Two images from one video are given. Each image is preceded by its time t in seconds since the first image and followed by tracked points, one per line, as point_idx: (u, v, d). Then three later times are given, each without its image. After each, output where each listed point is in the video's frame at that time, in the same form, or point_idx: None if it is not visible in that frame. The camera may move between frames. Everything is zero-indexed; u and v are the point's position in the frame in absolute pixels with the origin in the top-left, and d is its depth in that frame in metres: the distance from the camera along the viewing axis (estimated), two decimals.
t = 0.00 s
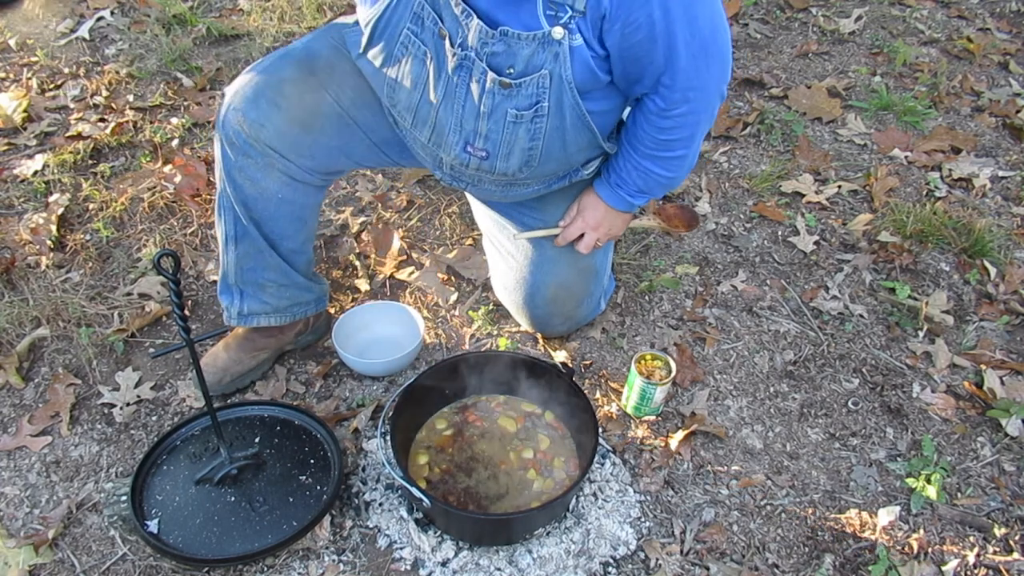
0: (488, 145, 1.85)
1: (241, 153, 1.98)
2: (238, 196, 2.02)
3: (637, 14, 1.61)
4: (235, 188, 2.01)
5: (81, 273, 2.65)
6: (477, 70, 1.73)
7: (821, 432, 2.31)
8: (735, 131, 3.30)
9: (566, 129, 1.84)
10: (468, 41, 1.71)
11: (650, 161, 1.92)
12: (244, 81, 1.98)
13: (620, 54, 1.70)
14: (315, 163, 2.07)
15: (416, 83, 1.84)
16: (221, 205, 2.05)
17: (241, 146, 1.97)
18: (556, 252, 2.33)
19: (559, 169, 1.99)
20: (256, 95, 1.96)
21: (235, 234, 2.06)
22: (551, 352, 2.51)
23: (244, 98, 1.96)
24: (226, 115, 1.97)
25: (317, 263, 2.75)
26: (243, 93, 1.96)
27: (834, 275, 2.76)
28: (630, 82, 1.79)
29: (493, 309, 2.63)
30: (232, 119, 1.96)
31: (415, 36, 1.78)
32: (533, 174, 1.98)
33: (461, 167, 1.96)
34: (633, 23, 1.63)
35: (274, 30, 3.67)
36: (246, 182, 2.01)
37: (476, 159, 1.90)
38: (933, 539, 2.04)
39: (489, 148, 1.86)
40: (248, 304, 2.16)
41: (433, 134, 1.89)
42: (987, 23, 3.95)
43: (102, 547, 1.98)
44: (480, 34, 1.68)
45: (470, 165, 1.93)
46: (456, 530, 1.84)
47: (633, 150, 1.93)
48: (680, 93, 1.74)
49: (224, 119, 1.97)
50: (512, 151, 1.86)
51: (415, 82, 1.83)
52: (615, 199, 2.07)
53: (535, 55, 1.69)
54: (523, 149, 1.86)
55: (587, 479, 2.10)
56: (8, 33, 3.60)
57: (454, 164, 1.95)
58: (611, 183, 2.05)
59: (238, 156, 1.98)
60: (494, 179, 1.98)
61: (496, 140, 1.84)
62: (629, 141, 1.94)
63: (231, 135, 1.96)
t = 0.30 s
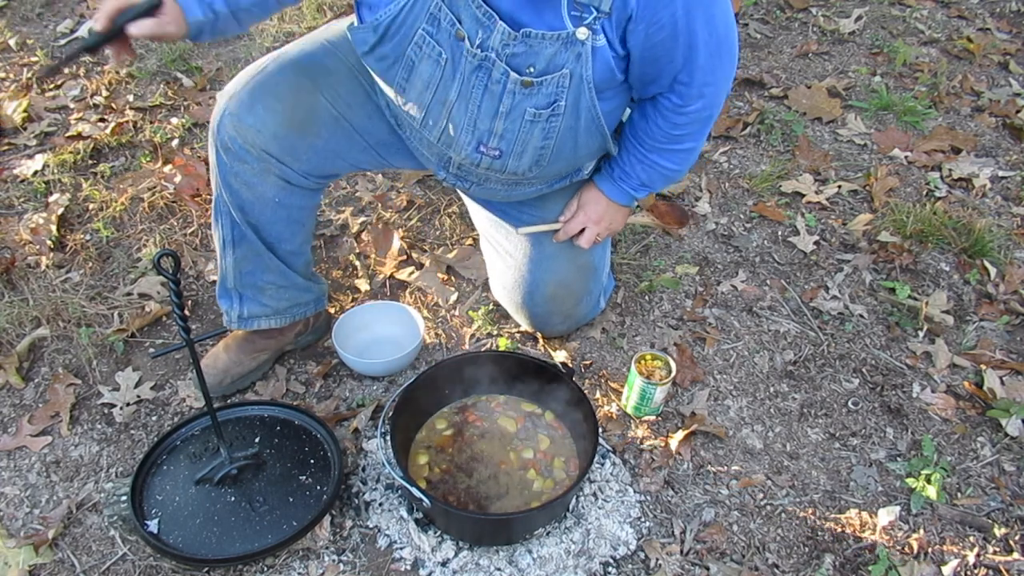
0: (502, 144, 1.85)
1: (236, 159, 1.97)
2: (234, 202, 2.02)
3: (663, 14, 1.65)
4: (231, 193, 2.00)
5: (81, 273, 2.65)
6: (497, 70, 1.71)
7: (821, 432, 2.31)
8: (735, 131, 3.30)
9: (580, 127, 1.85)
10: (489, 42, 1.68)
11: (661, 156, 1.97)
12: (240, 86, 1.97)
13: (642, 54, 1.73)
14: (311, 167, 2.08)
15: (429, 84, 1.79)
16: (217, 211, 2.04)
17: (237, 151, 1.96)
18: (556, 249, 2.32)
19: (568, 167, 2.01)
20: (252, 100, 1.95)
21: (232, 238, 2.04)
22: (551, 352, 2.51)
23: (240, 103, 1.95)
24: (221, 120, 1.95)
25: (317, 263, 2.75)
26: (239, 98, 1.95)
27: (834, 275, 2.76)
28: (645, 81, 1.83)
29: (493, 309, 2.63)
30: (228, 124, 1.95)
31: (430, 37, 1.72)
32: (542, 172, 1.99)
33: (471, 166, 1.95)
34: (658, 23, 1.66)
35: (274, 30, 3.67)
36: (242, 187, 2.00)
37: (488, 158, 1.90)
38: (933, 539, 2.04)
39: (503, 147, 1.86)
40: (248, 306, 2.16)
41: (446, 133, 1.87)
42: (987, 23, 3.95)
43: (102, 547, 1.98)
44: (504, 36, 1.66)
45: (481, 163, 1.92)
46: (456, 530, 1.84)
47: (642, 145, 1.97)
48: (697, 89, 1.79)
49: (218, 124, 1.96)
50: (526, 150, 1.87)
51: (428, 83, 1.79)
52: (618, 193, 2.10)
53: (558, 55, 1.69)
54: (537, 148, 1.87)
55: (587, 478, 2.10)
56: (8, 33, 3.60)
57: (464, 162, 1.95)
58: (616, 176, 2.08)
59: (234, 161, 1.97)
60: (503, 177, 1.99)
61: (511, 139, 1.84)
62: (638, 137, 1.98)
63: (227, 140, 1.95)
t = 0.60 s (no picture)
0: (515, 140, 1.84)
1: (239, 171, 1.94)
2: (239, 212, 1.99)
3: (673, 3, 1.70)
4: (235, 205, 1.97)
5: (81, 273, 2.65)
6: (512, 68, 1.68)
7: (821, 432, 2.31)
8: (735, 131, 3.30)
9: (589, 119, 1.85)
10: (505, 42, 1.65)
11: (663, 145, 2.04)
12: (239, 96, 1.93)
13: (651, 44, 1.78)
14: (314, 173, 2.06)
15: (439, 85, 1.74)
16: (219, 222, 2.01)
17: (240, 163, 1.93)
18: (554, 247, 2.33)
19: (576, 161, 2.02)
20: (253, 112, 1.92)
21: (237, 246, 2.03)
22: (551, 352, 2.51)
23: (241, 115, 1.91)
24: (222, 133, 1.91)
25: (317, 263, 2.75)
26: (238, 109, 1.91)
27: (834, 275, 2.76)
28: (649, 71, 1.88)
29: (493, 309, 2.63)
30: (229, 137, 1.91)
31: (441, 39, 1.67)
32: (551, 167, 1.99)
33: (481, 164, 1.94)
34: (668, 11, 1.71)
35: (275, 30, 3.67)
36: (246, 198, 1.98)
37: (500, 156, 1.89)
38: (933, 540, 2.04)
39: (516, 143, 1.85)
40: (257, 311, 2.15)
41: (456, 134, 1.84)
42: (987, 23, 3.95)
43: (102, 547, 1.98)
44: (522, 34, 1.64)
45: (492, 161, 1.91)
46: (456, 530, 1.84)
47: (644, 135, 2.03)
48: (700, 77, 1.86)
49: (219, 137, 1.92)
50: (538, 145, 1.86)
51: (436, 84, 1.74)
52: (620, 186, 2.15)
53: (571, 48, 1.67)
54: (548, 142, 1.86)
55: (587, 478, 2.10)
56: (8, 33, 3.60)
57: (473, 161, 1.93)
58: (616, 170, 2.13)
59: (237, 174, 1.94)
60: (512, 174, 1.98)
61: (525, 135, 1.83)
62: (639, 128, 2.04)
63: (228, 153, 1.92)
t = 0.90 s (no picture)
0: (520, 144, 1.85)
1: (237, 183, 1.93)
2: (238, 224, 1.97)
3: None
4: (234, 216, 1.95)
5: (81, 273, 2.65)
6: (518, 76, 1.68)
7: (821, 432, 2.31)
8: (735, 131, 3.30)
9: (593, 119, 1.86)
10: (514, 51, 1.63)
11: (660, 142, 2.07)
12: (236, 106, 1.92)
13: (649, 40, 1.78)
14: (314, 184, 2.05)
15: (443, 96, 1.73)
16: (218, 233, 1.98)
17: (239, 175, 1.92)
18: (553, 247, 2.33)
19: (579, 160, 2.03)
20: (251, 122, 1.92)
21: (237, 257, 2.01)
22: (551, 351, 2.51)
23: (239, 125, 1.91)
24: (221, 145, 1.90)
25: (317, 263, 2.75)
26: (237, 120, 1.91)
27: (834, 275, 2.76)
28: (648, 66, 1.89)
29: (493, 309, 2.63)
30: (229, 149, 1.90)
31: (445, 54, 1.65)
32: (553, 169, 2.00)
33: (485, 169, 1.94)
34: (667, 8, 1.70)
35: (275, 30, 3.67)
36: (245, 210, 1.96)
37: (505, 160, 1.89)
38: (933, 540, 2.04)
39: (521, 147, 1.85)
40: (258, 320, 2.14)
41: (460, 141, 1.84)
42: (987, 23, 3.95)
43: (102, 547, 1.98)
44: (531, 43, 1.62)
45: (497, 166, 1.92)
46: (456, 530, 1.84)
47: (641, 132, 2.05)
48: (697, 71, 1.89)
49: (217, 149, 1.91)
50: (543, 147, 1.87)
51: (440, 94, 1.73)
52: (618, 184, 2.19)
53: (574, 49, 1.66)
54: (553, 143, 1.87)
55: (587, 478, 2.10)
56: (8, 33, 3.59)
57: (477, 166, 1.93)
58: (614, 169, 2.17)
59: (236, 185, 1.92)
60: (516, 177, 1.99)
61: (530, 138, 1.83)
62: (636, 125, 2.06)
63: (227, 165, 1.91)
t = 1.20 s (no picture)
0: (515, 155, 1.85)
1: (230, 182, 1.92)
2: (233, 223, 1.96)
3: (667, 9, 1.67)
4: (229, 215, 1.95)
5: (81, 273, 2.65)
6: (514, 92, 1.68)
7: (821, 432, 2.31)
8: (735, 131, 3.30)
9: (587, 130, 1.86)
10: (513, 66, 1.64)
11: (658, 147, 2.05)
12: (227, 106, 1.91)
13: (645, 48, 1.77)
14: (307, 183, 2.05)
15: (439, 107, 1.73)
16: (213, 233, 1.97)
17: (232, 174, 1.91)
18: (553, 248, 2.33)
19: (575, 168, 2.03)
20: (243, 121, 1.91)
21: (233, 257, 2.00)
22: (552, 352, 2.51)
23: (230, 125, 1.90)
24: (213, 144, 1.89)
25: (317, 263, 2.75)
26: (229, 120, 1.90)
27: (834, 275, 2.76)
28: (645, 73, 1.88)
29: (493, 310, 2.63)
30: (220, 148, 1.89)
31: (443, 69, 1.64)
32: (549, 178, 2.01)
33: (479, 178, 1.94)
34: (662, 18, 1.69)
35: (275, 30, 3.67)
36: (240, 209, 1.95)
37: (500, 170, 1.90)
38: (933, 540, 2.04)
39: (516, 158, 1.86)
40: (256, 320, 2.13)
41: (455, 151, 1.84)
42: (987, 23, 3.95)
43: (102, 547, 1.98)
44: (530, 60, 1.63)
45: (492, 175, 1.92)
46: (456, 530, 1.84)
47: (639, 138, 2.05)
48: (694, 80, 1.87)
49: (209, 149, 1.89)
50: (538, 158, 1.88)
51: (436, 106, 1.73)
52: (616, 188, 2.18)
53: (569, 61, 1.66)
54: (548, 154, 1.88)
55: (587, 478, 2.09)
56: (8, 33, 3.59)
57: (472, 175, 1.94)
58: (612, 173, 2.16)
59: (230, 184, 1.91)
60: (511, 186, 1.99)
61: (525, 149, 1.84)
62: (634, 130, 2.05)
63: (220, 164, 1.90)
